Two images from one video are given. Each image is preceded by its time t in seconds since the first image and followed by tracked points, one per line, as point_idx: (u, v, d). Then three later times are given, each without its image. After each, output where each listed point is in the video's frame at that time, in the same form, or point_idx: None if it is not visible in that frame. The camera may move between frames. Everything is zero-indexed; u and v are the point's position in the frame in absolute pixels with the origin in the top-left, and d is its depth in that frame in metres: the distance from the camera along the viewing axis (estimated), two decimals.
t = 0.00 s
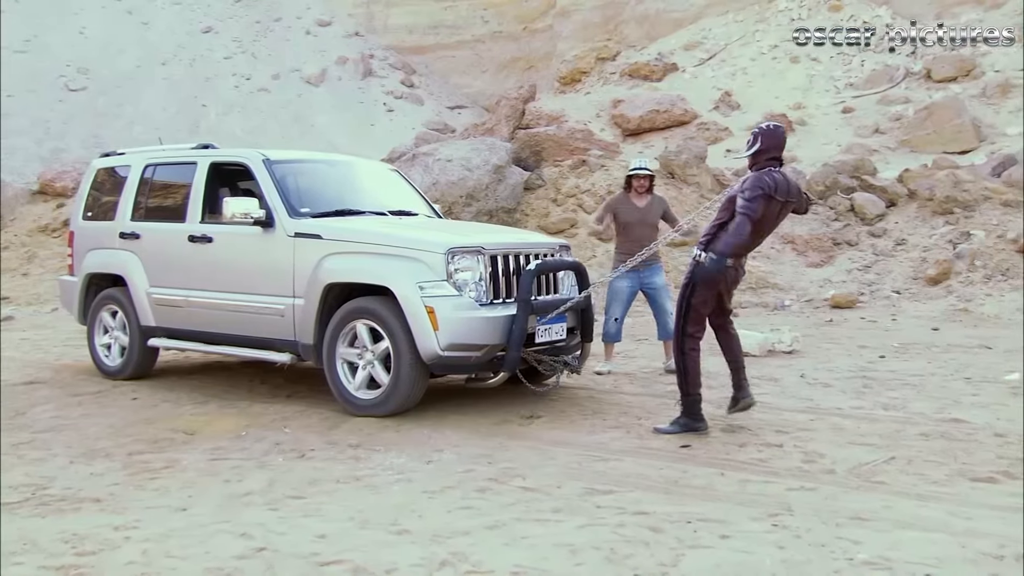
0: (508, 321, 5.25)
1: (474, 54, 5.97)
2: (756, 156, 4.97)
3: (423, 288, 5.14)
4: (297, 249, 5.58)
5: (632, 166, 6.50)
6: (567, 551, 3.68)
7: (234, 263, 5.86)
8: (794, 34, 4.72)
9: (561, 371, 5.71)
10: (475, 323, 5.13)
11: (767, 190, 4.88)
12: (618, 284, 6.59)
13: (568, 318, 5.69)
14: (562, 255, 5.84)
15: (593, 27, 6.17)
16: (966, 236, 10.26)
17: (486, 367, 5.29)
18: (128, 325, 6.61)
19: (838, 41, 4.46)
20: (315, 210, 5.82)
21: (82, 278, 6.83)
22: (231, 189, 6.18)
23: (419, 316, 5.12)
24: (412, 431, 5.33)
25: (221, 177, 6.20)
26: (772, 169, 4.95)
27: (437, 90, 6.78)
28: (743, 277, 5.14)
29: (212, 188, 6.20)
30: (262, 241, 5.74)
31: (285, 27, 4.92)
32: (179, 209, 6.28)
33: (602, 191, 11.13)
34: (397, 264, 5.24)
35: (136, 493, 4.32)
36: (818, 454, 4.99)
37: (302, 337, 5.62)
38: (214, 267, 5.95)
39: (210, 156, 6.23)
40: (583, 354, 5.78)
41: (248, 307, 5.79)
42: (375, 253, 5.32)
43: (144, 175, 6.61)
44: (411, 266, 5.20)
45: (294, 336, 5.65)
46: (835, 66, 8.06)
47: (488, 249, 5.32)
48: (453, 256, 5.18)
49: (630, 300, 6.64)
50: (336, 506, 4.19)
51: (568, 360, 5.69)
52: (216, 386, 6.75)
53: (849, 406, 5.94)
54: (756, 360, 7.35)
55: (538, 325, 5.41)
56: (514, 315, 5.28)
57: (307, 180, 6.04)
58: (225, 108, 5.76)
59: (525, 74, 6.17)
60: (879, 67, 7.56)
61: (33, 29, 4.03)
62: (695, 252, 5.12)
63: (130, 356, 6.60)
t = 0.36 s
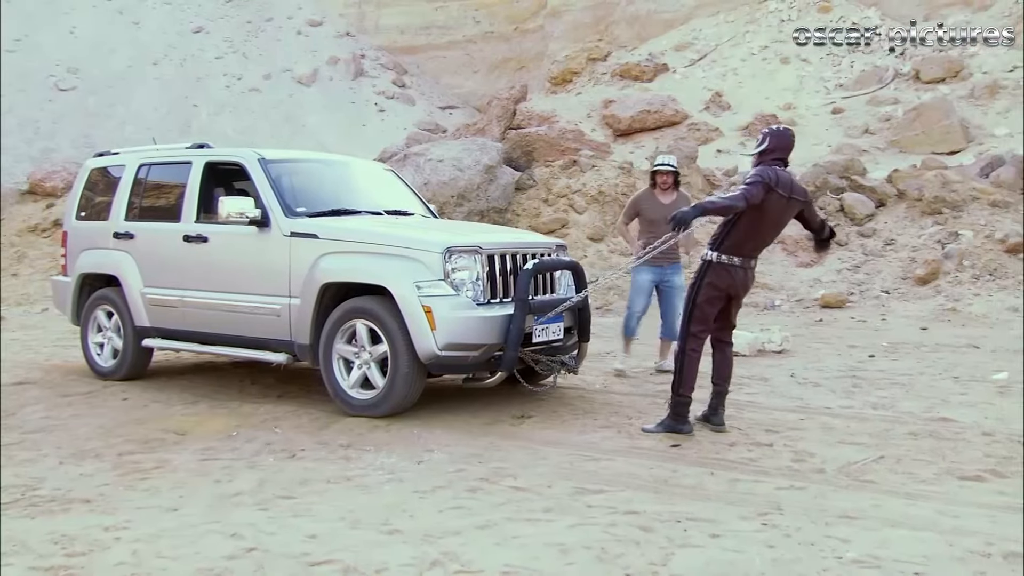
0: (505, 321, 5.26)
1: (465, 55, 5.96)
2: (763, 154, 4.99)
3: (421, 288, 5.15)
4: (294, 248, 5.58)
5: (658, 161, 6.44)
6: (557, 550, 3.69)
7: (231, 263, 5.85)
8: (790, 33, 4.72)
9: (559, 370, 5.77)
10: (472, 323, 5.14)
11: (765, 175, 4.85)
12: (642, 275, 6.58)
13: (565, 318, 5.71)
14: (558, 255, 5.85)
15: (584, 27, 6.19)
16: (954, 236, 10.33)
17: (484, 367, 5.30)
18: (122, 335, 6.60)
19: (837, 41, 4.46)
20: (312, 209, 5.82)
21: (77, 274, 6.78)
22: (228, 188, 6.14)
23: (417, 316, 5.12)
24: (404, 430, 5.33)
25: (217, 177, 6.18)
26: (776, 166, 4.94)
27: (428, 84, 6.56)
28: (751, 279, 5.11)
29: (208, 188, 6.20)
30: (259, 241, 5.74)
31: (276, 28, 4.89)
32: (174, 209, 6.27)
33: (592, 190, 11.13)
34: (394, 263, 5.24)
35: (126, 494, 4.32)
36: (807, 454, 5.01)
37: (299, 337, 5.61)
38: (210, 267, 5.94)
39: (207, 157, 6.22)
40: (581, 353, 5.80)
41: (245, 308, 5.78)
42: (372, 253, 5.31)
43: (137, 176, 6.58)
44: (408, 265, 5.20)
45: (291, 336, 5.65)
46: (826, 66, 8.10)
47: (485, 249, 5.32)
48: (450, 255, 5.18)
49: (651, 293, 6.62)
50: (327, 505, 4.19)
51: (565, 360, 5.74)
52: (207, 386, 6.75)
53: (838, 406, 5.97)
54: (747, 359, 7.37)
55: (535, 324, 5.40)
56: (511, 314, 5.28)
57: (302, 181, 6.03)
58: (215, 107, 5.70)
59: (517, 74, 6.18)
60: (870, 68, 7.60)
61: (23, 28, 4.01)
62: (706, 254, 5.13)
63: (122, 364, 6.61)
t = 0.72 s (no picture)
0: (505, 321, 5.28)
1: (456, 55, 5.96)
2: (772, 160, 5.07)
3: (420, 287, 5.16)
4: (292, 248, 5.62)
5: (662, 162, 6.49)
6: (548, 549, 3.71)
7: (228, 263, 5.88)
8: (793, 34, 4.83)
9: (557, 370, 5.69)
10: (472, 323, 5.16)
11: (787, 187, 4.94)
12: (662, 275, 6.63)
13: (565, 319, 5.73)
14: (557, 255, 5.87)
15: (574, 28, 6.21)
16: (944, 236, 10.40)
17: (483, 367, 5.32)
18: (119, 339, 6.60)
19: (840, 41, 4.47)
20: (308, 208, 5.90)
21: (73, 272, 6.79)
22: (224, 188, 6.23)
23: (416, 316, 5.13)
24: (395, 430, 5.34)
25: (213, 176, 6.26)
26: (788, 173, 5.03)
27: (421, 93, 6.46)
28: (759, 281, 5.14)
29: (205, 186, 6.27)
30: (257, 240, 5.78)
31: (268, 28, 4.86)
32: (171, 208, 6.32)
33: (584, 192, 11.14)
34: (393, 263, 5.25)
35: (116, 495, 4.32)
36: (797, 453, 5.03)
37: (297, 337, 5.64)
38: (206, 267, 5.98)
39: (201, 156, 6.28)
40: (581, 355, 5.81)
41: (242, 308, 5.82)
42: (372, 253, 5.33)
43: (134, 176, 6.62)
44: (408, 265, 5.21)
45: (288, 336, 5.68)
46: (816, 67, 8.14)
47: (484, 249, 5.35)
48: (450, 254, 5.20)
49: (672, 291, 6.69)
50: (317, 505, 4.20)
51: (564, 360, 5.70)
52: (198, 386, 6.74)
53: (828, 405, 6.00)
54: (737, 359, 7.40)
55: (535, 325, 5.43)
56: (510, 314, 5.31)
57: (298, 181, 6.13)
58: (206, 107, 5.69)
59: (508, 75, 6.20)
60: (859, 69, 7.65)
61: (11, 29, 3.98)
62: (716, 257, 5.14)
63: (116, 367, 6.63)
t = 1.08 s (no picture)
0: (499, 322, 5.24)
1: (440, 55, 5.96)
2: (770, 163, 4.93)
3: (414, 288, 5.15)
4: (283, 249, 5.55)
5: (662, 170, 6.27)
6: (531, 549, 3.72)
7: (219, 263, 5.80)
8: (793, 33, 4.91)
9: (550, 370, 5.52)
10: (466, 324, 5.12)
11: (791, 203, 4.81)
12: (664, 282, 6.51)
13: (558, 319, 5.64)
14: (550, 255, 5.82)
15: (557, 28, 6.23)
16: (923, 236, 10.56)
17: (477, 368, 5.27)
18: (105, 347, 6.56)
19: (840, 41, 4.59)
20: (300, 208, 5.79)
21: (61, 271, 6.70)
22: (214, 187, 6.06)
23: (410, 317, 5.12)
24: (378, 430, 5.34)
25: (202, 175, 6.10)
26: (785, 178, 4.90)
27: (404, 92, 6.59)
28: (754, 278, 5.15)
29: (193, 186, 6.11)
30: (248, 241, 5.69)
31: (250, 27, 4.92)
32: (160, 208, 6.20)
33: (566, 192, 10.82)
34: (385, 263, 5.24)
35: (97, 496, 4.30)
36: (778, 452, 5.07)
37: (287, 338, 5.59)
38: (195, 267, 5.90)
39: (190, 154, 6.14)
40: (573, 356, 5.72)
41: (232, 308, 5.73)
42: (364, 254, 5.32)
43: (120, 176, 6.56)
44: (401, 265, 5.21)
45: (279, 338, 5.62)
46: (797, 69, 8.21)
47: (478, 249, 5.31)
48: (444, 255, 5.18)
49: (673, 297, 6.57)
50: (300, 506, 4.20)
51: (557, 360, 5.54)
52: (180, 387, 6.72)
53: (809, 404, 6.05)
54: (719, 358, 7.44)
55: (529, 326, 5.38)
56: (504, 315, 5.27)
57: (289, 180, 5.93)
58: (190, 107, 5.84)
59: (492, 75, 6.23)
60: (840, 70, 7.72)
61: None
62: (711, 258, 5.12)
63: (99, 372, 6.60)
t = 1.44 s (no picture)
0: (491, 323, 5.22)
1: (420, 56, 5.93)
2: (759, 159, 4.87)
3: (404, 289, 5.12)
4: (271, 249, 5.53)
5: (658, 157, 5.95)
6: (509, 548, 3.73)
7: (204, 263, 5.79)
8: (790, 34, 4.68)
9: (540, 372, 5.55)
10: (457, 326, 5.11)
11: (783, 199, 4.76)
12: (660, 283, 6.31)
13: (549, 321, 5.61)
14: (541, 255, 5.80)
15: (536, 29, 6.23)
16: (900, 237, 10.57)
17: (468, 369, 5.26)
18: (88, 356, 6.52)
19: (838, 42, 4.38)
20: (288, 208, 5.76)
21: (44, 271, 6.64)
22: (198, 186, 6.09)
23: (401, 319, 5.10)
24: (357, 430, 5.34)
25: (187, 174, 6.12)
26: (775, 174, 4.85)
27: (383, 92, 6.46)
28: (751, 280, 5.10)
29: (179, 186, 6.13)
30: (235, 241, 5.68)
31: (228, 26, 4.87)
32: (145, 208, 6.20)
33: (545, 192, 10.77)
34: (375, 264, 5.21)
35: (73, 498, 4.28)
36: (756, 451, 5.11)
37: (275, 339, 5.58)
38: (181, 267, 5.90)
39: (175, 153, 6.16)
40: (564, 356, 5.68)
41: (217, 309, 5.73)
42: (351, 254, 5.29)
43: (104, 177, 6.51)
44: (391, 266, 5.18)
45: (267, 339, 5.61)
46: (775, 70, 8.24)
47: (469, 249, 5.27)
48: (434, 256, 5.15)
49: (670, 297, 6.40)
50: (278, 506, 4.19)
51: (547, 361, 5.57)
52: (158, 388, 6.68)
53: (787, 403, 6.10)
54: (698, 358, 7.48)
55: (520, 327, 5.36)
56: (496, 316, 5.25)
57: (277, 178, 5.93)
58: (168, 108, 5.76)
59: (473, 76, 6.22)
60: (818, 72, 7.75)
61: None
62: (705, 262, 5.07)
63: (77, 376, 6.58)
